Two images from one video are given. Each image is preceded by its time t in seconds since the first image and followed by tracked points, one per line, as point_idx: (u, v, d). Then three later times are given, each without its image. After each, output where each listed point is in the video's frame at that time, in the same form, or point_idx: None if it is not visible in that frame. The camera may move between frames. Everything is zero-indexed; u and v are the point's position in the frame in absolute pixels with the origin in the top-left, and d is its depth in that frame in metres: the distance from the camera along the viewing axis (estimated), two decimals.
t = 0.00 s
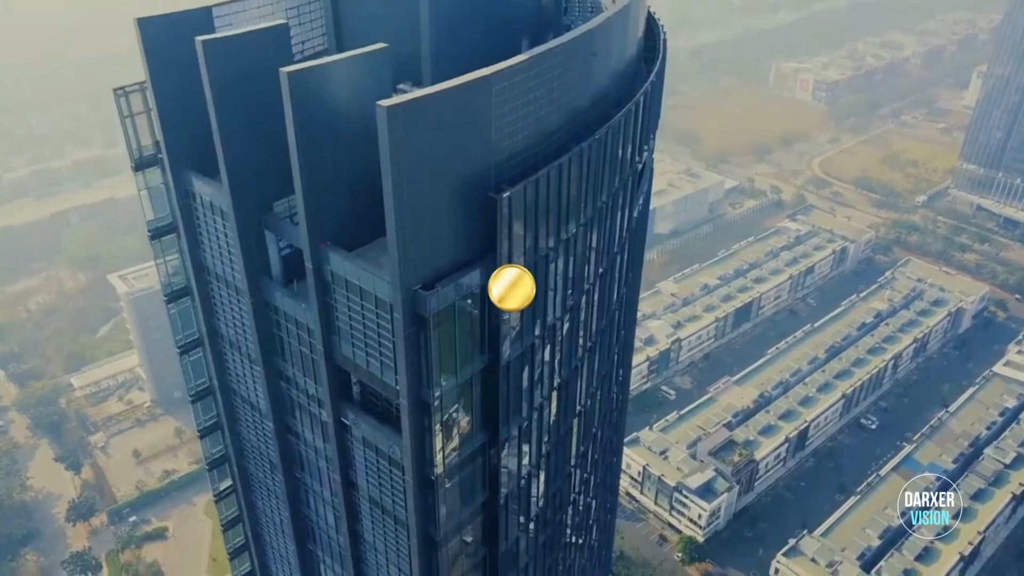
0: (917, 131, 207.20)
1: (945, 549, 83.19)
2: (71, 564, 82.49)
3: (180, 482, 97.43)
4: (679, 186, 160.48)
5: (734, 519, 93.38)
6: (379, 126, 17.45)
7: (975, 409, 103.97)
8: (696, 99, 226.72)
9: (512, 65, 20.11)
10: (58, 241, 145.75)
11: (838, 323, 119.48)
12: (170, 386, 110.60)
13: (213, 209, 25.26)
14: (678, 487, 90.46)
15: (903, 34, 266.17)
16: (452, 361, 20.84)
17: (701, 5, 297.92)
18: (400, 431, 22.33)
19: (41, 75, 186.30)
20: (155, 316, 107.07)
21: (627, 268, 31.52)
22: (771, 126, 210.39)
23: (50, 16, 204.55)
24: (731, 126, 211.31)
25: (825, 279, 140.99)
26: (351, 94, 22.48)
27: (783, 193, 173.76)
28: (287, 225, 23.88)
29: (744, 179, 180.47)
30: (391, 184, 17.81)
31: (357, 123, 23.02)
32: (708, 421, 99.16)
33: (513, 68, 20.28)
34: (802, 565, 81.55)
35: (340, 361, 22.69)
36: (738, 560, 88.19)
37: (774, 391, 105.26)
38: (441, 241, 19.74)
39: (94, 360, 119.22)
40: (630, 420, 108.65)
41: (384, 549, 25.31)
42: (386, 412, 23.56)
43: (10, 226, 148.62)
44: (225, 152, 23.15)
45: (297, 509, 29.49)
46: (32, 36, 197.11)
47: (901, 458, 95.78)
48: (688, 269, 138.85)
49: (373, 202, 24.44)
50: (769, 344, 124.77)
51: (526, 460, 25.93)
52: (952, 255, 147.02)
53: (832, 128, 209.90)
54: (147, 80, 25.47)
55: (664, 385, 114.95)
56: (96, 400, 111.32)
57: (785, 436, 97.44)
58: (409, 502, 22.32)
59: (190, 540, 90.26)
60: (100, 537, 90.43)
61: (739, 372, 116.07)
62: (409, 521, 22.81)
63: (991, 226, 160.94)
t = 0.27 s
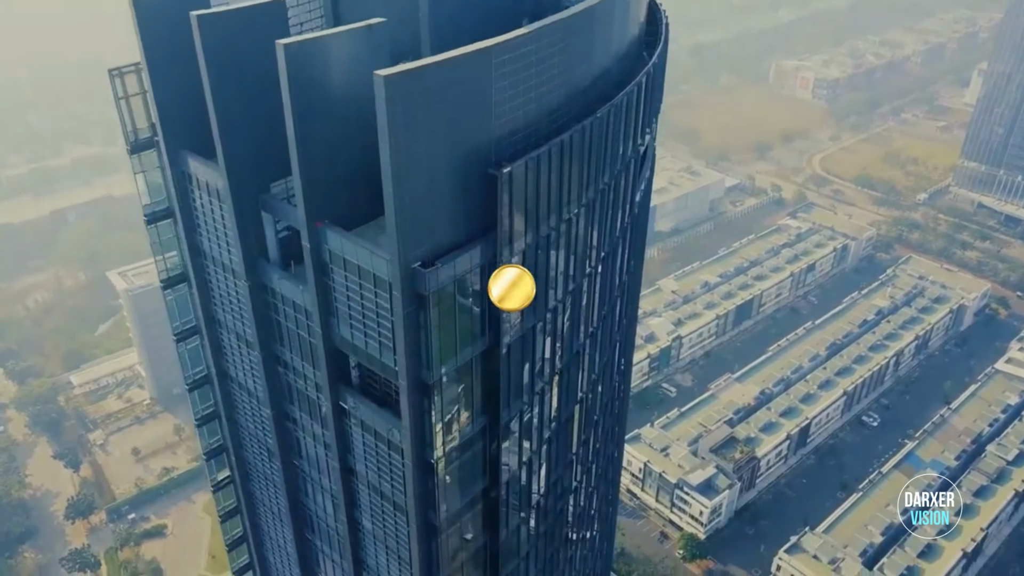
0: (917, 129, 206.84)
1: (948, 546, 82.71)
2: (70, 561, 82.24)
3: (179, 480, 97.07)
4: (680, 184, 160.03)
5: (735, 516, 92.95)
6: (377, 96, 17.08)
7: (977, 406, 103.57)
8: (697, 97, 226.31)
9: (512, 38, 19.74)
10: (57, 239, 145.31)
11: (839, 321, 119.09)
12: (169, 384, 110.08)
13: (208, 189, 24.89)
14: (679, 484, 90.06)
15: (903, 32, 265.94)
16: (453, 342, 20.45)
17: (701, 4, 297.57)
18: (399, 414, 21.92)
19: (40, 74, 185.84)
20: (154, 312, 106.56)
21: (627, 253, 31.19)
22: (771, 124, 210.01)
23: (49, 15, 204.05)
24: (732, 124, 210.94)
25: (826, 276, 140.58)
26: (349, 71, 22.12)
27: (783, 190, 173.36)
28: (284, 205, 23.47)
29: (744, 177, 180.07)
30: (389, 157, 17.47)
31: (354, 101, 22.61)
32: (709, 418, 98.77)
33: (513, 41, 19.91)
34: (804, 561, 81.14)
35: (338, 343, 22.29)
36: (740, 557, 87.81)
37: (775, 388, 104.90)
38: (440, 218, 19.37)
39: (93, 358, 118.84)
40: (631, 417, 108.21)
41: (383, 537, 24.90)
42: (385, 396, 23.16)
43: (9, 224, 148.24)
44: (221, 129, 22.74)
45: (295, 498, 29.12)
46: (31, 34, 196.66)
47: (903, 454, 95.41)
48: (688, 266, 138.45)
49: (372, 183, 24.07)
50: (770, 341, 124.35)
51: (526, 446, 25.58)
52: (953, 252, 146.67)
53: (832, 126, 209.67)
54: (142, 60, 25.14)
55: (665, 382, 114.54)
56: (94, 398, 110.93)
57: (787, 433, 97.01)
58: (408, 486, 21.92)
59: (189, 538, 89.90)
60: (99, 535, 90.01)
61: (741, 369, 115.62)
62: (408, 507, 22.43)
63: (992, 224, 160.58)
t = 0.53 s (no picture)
0: (918, 126, 206.62)
1: (949, 541, 82.42)
2: (68, 556, 82.10)
3: (178, 475, 96.82)
4: (680, 181, 159.79)
5: (736, 512, 92.64)
6: (374, 65, 16.81)
7: (978, 401, 103.33)
8: (697, 95, 226.08)
9: (510, 9, 19.52)
10: (55, 235, 144.95)
11: (840, 317, 118.91)
12: (168, 380, 109.73)
13: (203, 168, 24.60)
14: (680, 479, 89.79)
15: (903, 30, 265.78)
16: (452, 320, 20.18)
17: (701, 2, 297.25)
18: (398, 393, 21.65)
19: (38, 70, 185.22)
20: (153, 308, 106.35)
21: (627, 237, 30.95)
22: (771, 122, 209.78)
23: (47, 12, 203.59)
24: (732, 122, 210.65)
25: (827, 273, 140.38)
26: (347, 46, 21.81)
27: (783, 187, 173.15)
28: (281, 184, 23.12)
29: (745, 174, 179.80)
30: (387, 129, 17.24)
31: (353, 75, 22.26)
32: (710, 413, 98.53)
33: (512, 12, 19.67)
34: (805, 556, 80.88)
35: (335, 322, 22.00)
36: (740, 552, 87.64)
37: (775, 383, 104.70)
38: (438, 191, 19.08)
39: (91, 354, 118.61)
40: (631, 413, 107.95)
41: (381, 521, 24.59)
42: (383, 376, 22.89)
43: (7, 221, 147.88)
44: (216, 107, 22.37)
45: (293, 484, 28.82)
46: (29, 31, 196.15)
47: (904, 450, 95.21)
48: (688, 263, 138.27)
49: (370, 161, 23.77)
50: (770, 338, 124.11)
51: (525, 429, 25.32)
52: (953, 249, 146.50)
53: (832, 124, 209.49)
54: (137, 40, 24.93)
55: (665, 378, 114.28)
56: (92, 393, 110.69)
57: (787, 428, 96.76)
58: (406, 466, 21.61)
59: (188, 533, 89.66)
60: (97, 530, 89.72)
61: (741, 365, 115.36)
62: (407, 488, 22.13)
63: (993, 220, 160.40)
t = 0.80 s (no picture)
0: (918, 124, 206.33)
1: (950, 538, 82.16)
2: (65, 551, 81.68)
3: (176, 470, 96.41)
4: (680, 177, 159.42)
5: (736, 508, 92.30)
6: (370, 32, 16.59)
7: (979, 397, 103.04)
8: (696, 93, 225.79)
9: None
10: (53, 231, 144.42)
11: (840, 313, 118.60)
12: (166, 375, 109.30)
13: (198, 145, 24.33)
14: (679, 474, 89.47)
15: (903, 28, 265.52)
16: (450, 296, 19.87)
17: None
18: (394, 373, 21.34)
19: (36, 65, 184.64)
20: (151, 303, 106.02)
21: (626, 221, 30.72)
22: (771, 119, 209.49)
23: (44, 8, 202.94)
24: (732, 119, 210.34)
25: (827, 270, 140.04)
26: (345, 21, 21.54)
27: (783, 185, 172.84)
28: (277, 161, 22.81)
29: (745, 171, 179.49)
30: (383, 98, 17.00)
31: (351, 50, 21.96)
32: (709, 409, 98.21)
33: None
34: (805, 552, 80.55)
35: (331, 300, 21.68)
36: (740, 548, 87.36)
37: (775, 379, 104.43)
38: (435, 162, 18.81)
39: (89, 350, 118.23)
40: (630, 409, 107.60)
41: (378, 505, 24.33)
42: (380, 356, 22.64)
43: (4, 217, 147.37)
44: (211, 83, 22.06)
45: (289, 469, 28.56)
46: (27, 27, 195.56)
47: (904, 445, 94.95)
48: (688, 259, 137.93)
49: (367, 138, 23.48)
50: (770, 334, 123.78)
51: (523, 411, 25.08)
52: (953, 246, 146.29)
53: (832, 121, 209.24)
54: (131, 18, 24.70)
55: (664, 374, 113.96)
56: (90, 389, 110.29)
57: (788, 424, 96.47)
58: (404, 447, 21.32)
59: (186, 528, 89.24)
60: (95, 526, 89.26)
61: (741, 361, 114.99)
62: (404, 469, 21.85)
63: (993, 218, 160.09)
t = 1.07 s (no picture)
0: (919, 120, 205.88)
1: (954, 533, 81.68)
2: (64, 547, 81.00)
3: (175, 466, 96.04)
4: (681, 173, 158.97)
5: (737, 504, 91.96)
6: None
7: (981, 393, 102.66)
8: (697, 90, 225.47)
9: None
10: (52, 227, 144.05)
11: (842, 309, 118.19)
12: (165, 372, 108.93)
13: (195, 124, 24.26)
14: (681, 470, 89.08)
15: (904, 26, 265.03)
16: (451, 273, 19.50)
17: None
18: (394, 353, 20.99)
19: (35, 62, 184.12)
20: (150, 299, 105.68)
21: (629, 206, 30.51)
22: (772, 116, 209.13)
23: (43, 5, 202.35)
24: (732, 116, 209.94)
25: (829, 266, 139.63)
26: None
27: (785, 181, 172.45)
28: (274, 138, 22.44)
29: (745, 168, 179.13)
30: (381, 67, 16.65)
31: (350, 25, 21.59)
32: (711, 405, 97.80)
33: None
34: (807, 547, 80.12)
35: (330, 280, 21.35)
36: (742, 544, 87.01)
37: (777, 374, 104.07)
38: (435, 137, 18.46)
39: (88, 346, 117.96)
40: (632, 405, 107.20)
41: (377, 490, 24.10)
42: (380, 338, 22.29)
43: (3, 214, 147.04)
44: (207, 59, 21.69)
45: (288, 455, 28.43)
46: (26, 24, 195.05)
47: (906, 441, 94.55)
48: (689, 255, 137.58)
49: (367, 115, 23.11)
50: (772, 330, 123.40)
51: (526, 394, 24.84)
52: (955, 242, 145.85)
53: (832, 118, 208.93)
54: None
55: (665, 370, 113.57)
56: (89, 385, 109.98)
57: (789, 419, 96.08)
58: (404, 429, 21.08)
59: (185, 525, 88.89)
60: (94, 522, 88.93)
61: (742, 356, 114.59)
62: (404, 452, 21.61)
63: (995, 214, 159.65)
